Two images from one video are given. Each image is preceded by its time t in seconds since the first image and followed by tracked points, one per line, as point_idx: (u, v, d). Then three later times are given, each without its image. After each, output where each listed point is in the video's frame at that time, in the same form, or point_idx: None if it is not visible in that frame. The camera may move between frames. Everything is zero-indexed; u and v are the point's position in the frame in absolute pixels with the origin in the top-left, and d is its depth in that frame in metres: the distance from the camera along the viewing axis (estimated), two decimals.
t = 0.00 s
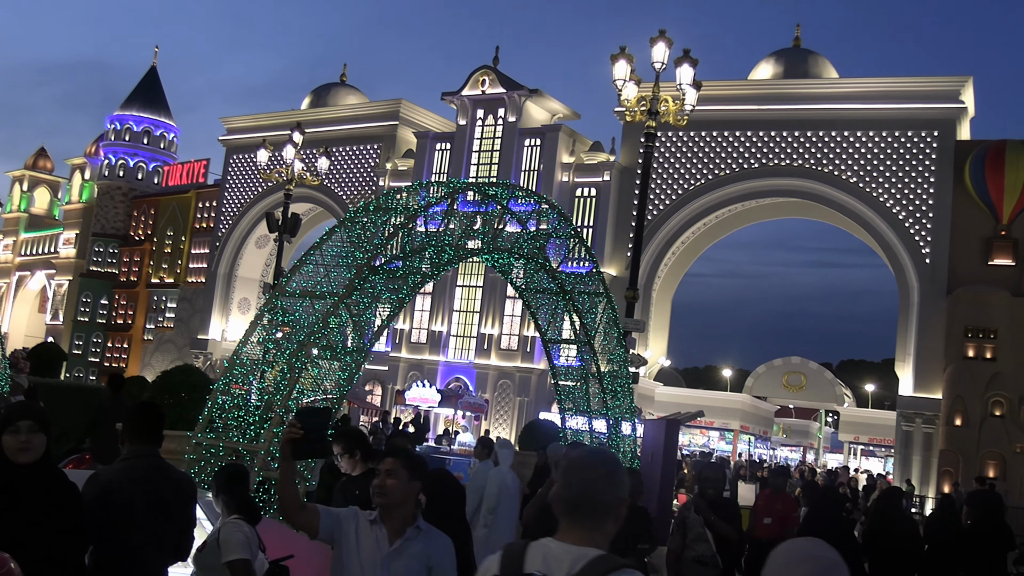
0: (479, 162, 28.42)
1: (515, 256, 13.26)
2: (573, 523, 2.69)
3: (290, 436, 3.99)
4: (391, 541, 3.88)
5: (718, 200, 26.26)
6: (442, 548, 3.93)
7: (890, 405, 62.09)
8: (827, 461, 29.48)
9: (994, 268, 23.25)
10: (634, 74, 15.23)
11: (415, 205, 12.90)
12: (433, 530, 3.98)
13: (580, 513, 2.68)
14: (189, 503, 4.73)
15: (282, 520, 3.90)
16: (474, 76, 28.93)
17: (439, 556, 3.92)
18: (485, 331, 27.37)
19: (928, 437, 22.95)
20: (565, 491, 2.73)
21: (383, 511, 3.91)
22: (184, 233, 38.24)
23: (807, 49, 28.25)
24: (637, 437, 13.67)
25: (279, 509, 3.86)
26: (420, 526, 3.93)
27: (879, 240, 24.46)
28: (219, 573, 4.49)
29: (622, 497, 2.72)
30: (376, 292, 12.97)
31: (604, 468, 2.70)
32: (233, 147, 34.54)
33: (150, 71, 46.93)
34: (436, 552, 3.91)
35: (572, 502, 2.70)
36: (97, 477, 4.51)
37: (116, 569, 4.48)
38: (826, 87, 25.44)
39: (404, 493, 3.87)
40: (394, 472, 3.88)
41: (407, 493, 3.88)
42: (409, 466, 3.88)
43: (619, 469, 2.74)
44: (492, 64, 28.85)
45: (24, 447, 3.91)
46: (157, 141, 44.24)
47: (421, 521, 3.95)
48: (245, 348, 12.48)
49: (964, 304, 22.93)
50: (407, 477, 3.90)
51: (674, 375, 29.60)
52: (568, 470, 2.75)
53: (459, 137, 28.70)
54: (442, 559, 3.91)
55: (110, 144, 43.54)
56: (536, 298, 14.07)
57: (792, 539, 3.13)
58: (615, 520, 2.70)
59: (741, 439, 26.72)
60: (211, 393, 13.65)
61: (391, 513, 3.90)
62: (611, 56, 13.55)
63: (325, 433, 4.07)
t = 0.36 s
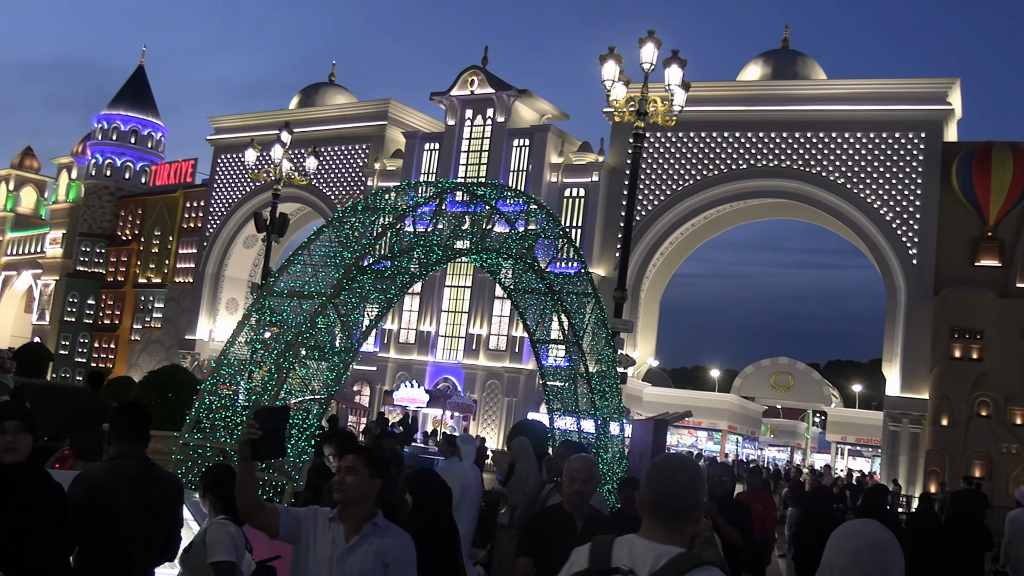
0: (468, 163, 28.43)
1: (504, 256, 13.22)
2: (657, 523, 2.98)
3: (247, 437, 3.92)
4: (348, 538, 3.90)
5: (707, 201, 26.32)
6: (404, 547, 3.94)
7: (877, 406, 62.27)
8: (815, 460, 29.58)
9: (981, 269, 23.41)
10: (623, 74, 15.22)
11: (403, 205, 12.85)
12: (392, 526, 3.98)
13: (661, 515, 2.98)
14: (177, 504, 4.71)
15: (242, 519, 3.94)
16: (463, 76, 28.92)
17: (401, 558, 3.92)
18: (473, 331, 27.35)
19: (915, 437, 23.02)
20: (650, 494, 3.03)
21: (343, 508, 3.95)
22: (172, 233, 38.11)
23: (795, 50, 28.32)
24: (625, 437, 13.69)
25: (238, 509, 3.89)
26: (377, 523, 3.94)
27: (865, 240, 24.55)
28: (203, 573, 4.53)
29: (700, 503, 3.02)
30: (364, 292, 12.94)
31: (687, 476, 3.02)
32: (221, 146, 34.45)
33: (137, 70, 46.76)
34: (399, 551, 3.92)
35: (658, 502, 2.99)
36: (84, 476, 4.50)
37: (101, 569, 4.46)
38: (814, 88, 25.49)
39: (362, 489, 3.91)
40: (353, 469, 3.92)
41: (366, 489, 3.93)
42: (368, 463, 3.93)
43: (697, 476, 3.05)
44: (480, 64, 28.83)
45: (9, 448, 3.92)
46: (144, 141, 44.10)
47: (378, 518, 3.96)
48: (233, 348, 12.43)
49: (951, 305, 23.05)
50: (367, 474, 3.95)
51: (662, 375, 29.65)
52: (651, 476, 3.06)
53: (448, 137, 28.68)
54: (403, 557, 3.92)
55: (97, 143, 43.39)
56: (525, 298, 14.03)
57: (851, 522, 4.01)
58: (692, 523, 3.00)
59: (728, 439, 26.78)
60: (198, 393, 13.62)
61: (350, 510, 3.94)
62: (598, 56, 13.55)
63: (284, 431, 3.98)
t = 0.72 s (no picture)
0: (450, 163, 28.41)
1: (485, 257, 13.16)
2: (682, 520, 3.10)
3: (211, 444, 3.91)
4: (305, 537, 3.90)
5: (688, 200, 26.36)
6: (364, 544, 3.92)
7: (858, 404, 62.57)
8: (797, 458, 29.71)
9: (959, 267, 23.58)
10: (604, 74, 15.23)
11: (384, 204, 12.88)
12: (350, 523, 4.00)
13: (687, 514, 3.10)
14: (153, 505, 4.68)
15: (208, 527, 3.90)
16: (444, 76, 28.87)
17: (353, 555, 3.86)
18: (455, 331, 27.32)
19: (894, 434, 23.20)
20: (673, 495, 3.14)
21: (304, 509, 3.96)
22: (152, 235, 37.92)
23: (775, 50, 28.41)
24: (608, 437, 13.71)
25: (202, 518, 3.85)
26: (334, 520, 3.96)
27: (845, 239, 24.69)
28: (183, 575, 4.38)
29: (722, 498, 3.13)
30: (344, 292, 12.68)
31: (707, 474, 3.13)
32: (201, 147, 34.31)
33: (116, 71, 46.53)
34: (358, 548, 3.89)
35: (680, 502, 3.11)
36: (61, 480, 4.43)
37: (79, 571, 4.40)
38: (794, 88, 25.55)
39: (322, 489, 3.92)
40: (313, 468, 3.93)
41: (326, 489, 3.94)
42: (328, 463, 3.93)
43: (717, 473, 3.17)
44: (462, 64, 28.81)
45: None
46: (124, 142, 43.89)
47: (336, 516, 3.98)
48: (214, 349, 12.47)
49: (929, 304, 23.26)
50: (327, 474, 3.96)
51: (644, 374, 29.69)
52: (672, 478, 3.18)
53: (429, 137, 28.65)
54: (361, 552, 3.89)
55: (76, 144, 43.17)
56: (506, 299, 13.98)
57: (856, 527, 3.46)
58: (717, 518, 3.10)
59: (710, 438, 26.84)
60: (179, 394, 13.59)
61: (310, 510, 3.95)
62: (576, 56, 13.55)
63: (248, 435, 4.00)
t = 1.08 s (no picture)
0: (429, 161, 28.38)
1: (465, 255, 13.01)
2: (699, 511, 3.46)
3: (186, 446, 3.78)
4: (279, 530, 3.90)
5: (669, 197, 26.43)
6: (335, 538, 3.89)
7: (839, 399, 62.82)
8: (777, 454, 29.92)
9: (937, 262, 23.73)
10: (582, 72, 15.24)
11: (364, 204, 12.82)
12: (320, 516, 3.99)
13: (703, 507, 3.45)
14: (131, 503, 4.58)
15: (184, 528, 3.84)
16: (424, 73, 28.82)
17: (315, 541, 3.81)
18: (436, 330, 27.30)
19: (874, 429, 23.27)
20: (688, 489, 3.49)
21: (277, 505, 3.95)
22: (131, 235, 37.73)
23: (753, 47, 28.49)
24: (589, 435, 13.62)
25: (179, 523, 3.80)
26: (305, 515, 3.95)
27: (826, 236, 24.79)
28: None
29: (731, 489, 3.48)
30: (325, 292, 12.75)
31: (719, 470, 3.46)
32: (180, 146, 34.16)
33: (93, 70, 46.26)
34: (328, 539, 3.87)
35: (695, 495, 3.46)
36: (38, 481, 4.37)
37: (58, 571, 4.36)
38: (773, 85, 25.55)
39: (294, 485, 3.91)
40: (285, 465, 3.90)
41: (298, 486, 3.93)
42: (300, 459, 3.90)
43: (725, 469, 3.50)
44: (441, 62, 28.77)
45: None
46: (101, 142, 43.75)
47: (307, 510, 3.97)
48: (192, 350, 12.45)
49: (907, 300, 23.45)
50: (299, 471, 3.93)
51: (626, 371, 29.73)
52: (686, 473, 3.51)
53: (409, 136, 28.60)
54: (330, 544, 3.87)
55: (53, 144, 42.93)
56: (487, 296, 13.89)
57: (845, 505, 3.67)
58: (728, 508, 3.45)
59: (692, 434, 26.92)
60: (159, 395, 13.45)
61: (283, 506, 3.95)
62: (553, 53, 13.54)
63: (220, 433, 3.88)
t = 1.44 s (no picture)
0: (420, 160, 28.36)
1: (456, 253, 13.05)
2: (734, 515, 3.69)
3: (178, 448, 3.55)
4: (268, 524, 3.93)
5: (659, 197, 26.45)
6: (321, 535, 3.92)
7: (828, 397, 62.94)
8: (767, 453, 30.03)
9: (927, 262, 23.79)
10: (574, 71, 15.25)
11: (355, 202, 12.73)
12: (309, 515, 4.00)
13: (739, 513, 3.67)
14: (119, 502, 4.53)
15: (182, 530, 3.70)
16: (414, 72, 28.81)
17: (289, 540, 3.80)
18: (427, 329, 27.28)
19: (864, 428, 23.41)
20: (724, 493, 3.73)
21: (270, 505, 3.98)
22: (120, 233, 37.61)
23: (744, 47, 28.55)
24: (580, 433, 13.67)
25: (173, 527, 3.69)
26: (293, 513, 3.95)
27: (815, 235, 24.89)
28: None
29: (767, 495, 3.71)
30: (315, 290, 12.58)
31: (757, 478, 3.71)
32: (170, 144, 34.07)
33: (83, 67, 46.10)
34: (315, 534, 3.89)
35: (731, 498, 3.69)
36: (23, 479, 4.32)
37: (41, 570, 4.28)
38: (764, 84, 25.59)
39: (285, 484, 3.95)
40: (276, 464, 3.95)
41: (290, 485, 3.97)
42: (293, 459, 3.96)
43: (761, 476, 3.74)
44: (433, 60, 28.75)
45: None
46: (91, 139, 43.57)
47: (295, 510, 3.98)
48: (183, 348, 12.39)
49: (898, 299, 23.42)
50: (291, 470, 3.98)
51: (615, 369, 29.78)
52: (725, 479, 3.76)
53: (400, 134, 28.58)
54: (318, 541, 3.90)
55: (42, 141, 42.76)
56: (478, 295, 13.85)
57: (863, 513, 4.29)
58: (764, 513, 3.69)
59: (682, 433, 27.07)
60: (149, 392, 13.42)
61: (275, 506, 3.97)
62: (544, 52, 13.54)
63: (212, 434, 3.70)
